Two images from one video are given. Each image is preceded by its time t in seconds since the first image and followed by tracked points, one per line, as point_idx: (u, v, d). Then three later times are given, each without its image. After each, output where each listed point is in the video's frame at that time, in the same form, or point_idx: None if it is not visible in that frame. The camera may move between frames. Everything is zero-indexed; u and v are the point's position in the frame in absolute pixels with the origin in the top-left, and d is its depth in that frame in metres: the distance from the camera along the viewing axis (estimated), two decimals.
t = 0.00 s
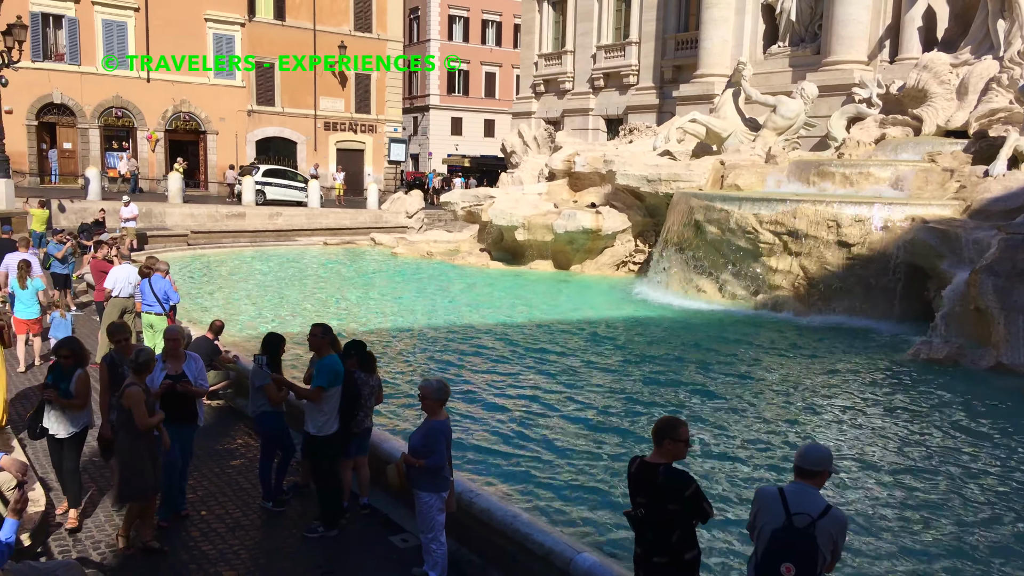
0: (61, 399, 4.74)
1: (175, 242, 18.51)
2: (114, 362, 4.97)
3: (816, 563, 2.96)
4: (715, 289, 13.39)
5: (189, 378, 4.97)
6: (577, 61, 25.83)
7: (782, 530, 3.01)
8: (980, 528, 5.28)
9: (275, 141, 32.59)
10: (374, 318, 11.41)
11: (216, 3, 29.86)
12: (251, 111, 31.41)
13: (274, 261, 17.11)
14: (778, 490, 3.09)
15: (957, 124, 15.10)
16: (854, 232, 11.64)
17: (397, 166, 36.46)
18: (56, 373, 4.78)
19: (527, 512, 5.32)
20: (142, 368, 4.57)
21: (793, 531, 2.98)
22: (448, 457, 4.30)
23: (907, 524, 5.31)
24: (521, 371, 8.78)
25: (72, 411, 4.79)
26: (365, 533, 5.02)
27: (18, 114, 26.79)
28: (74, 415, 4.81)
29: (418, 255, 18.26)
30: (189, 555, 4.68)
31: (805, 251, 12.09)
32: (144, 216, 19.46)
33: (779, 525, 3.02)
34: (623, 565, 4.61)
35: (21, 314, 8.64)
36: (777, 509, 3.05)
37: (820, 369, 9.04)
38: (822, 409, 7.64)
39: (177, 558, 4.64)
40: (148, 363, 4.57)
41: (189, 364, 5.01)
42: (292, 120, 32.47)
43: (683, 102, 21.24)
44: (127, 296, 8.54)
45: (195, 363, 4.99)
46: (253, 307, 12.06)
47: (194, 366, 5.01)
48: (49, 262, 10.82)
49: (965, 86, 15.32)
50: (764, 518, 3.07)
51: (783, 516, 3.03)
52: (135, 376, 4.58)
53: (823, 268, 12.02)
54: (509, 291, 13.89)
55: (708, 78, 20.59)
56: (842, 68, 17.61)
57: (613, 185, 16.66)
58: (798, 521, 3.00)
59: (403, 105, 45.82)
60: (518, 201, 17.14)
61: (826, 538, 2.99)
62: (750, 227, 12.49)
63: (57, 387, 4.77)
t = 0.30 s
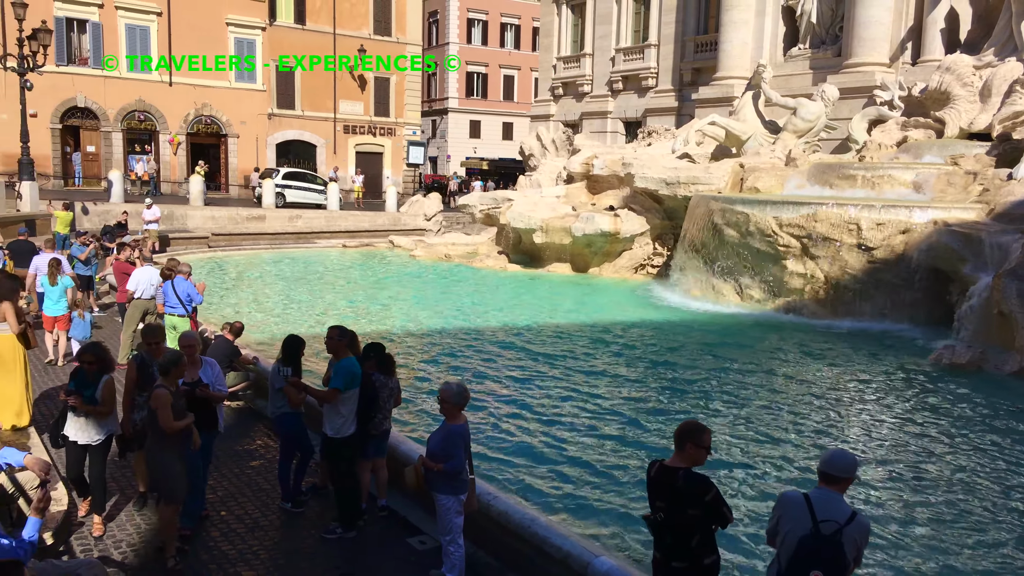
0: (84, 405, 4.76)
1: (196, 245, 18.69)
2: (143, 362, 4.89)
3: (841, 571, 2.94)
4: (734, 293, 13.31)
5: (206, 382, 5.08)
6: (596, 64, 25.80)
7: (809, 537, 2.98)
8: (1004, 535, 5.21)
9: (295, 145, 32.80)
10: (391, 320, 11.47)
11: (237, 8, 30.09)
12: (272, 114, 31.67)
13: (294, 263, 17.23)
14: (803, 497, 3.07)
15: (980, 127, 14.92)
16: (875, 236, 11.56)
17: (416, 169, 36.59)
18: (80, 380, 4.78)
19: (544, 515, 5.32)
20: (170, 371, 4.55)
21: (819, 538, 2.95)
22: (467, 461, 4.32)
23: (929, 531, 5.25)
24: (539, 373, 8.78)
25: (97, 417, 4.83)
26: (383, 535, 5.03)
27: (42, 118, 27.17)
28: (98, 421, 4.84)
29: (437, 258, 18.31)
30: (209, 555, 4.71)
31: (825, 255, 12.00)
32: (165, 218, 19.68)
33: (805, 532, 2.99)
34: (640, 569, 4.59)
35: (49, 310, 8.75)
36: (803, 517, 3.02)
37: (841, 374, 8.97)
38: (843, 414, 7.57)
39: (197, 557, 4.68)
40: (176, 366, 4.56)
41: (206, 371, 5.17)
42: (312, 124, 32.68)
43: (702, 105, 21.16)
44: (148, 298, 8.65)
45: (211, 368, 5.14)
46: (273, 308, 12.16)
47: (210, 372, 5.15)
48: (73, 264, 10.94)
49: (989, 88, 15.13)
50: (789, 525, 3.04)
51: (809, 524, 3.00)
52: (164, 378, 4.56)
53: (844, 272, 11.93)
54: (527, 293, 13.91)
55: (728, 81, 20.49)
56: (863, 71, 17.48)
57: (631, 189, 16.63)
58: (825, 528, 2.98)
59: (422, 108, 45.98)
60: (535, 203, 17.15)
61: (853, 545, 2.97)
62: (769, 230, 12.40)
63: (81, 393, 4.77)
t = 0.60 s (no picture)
0: (102, 415, 4.65)
1: (210, 247, 18.80)
2: (165, 364, 4.90)
3: None
4: (748, 297, 13.25)
5: (216, 387, 5.04)
6: (609, 67, 25.78)
7: (828, 544, 2.95)
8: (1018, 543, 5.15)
9: (309, 148, 32.94)
10: (403, 323, 11.49)
11: (252, 12, 30.28)
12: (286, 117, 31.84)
13: (307, 266, 17.31)
14: (821, 503, 3.04)
15: (997, 131, 14.79)
16: (889, 240, 11.49)
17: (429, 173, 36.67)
18: (93, 389, 4.67)
19: (556, 519, 5.31)
20: (193, 387, 4.40)
21: (838, 543, 2.93)
22: (479, 465, 4.31)
23: (943, 538, 5.19)
24: (551, 377, 8.78)
25: (115, 425, 4.75)
26: (394, 537, 5.03)
27: (58, 121, 27.40)
28: (116, 428, 4.77)
29: (449, 260, 18.34)
30: (222, 556, 4.73)
31: (839, 259, 11.95)
32: (180, 221, 19.79)
33: (824, 539, 2.96)
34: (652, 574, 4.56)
35: (69, 310, 8.83)
36: (821, 523, 2.99)
37: (854, 379, 8.90)
38: (858, 419, 7.51)
39: (210, 558, 4.69)
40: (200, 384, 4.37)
41: (215, 372, 5.12)
42: (325, 127, 32.83)
43: (716, 108, 21.10)
44: (163, 301, 8.71)
45: (221, 371, 5.08)
46: (286, 311, 12.21)
47: (219, 375, 5.09)
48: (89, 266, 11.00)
49: (1006, 92, 14.98)
50: (806, 530, 3.01)
51: (828, 530, 2.97)
52: (185, 394, 4.42)
53: (858, 277, 11.87)
54: (539, 297, 13.91)
55: (741, 84, 20.43)
56: (878, 74, 17.40)
57: (644, 192, 16.58)
58: (844, 534, 2.95)
59: (435, 112, 46.09)
60: (548, 207, 17.16)
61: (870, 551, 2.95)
62: (783, 234, 12.34)
63: (97, 403, 4.66)
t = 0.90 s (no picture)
0: (118, 425, 4.53)
1: (229, 247, 18.94)
2: (187, 365, 4.89)
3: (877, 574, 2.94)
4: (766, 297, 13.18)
5: (246, 393, 4.92)
6: (626, 68, 25.73)
7: (843, 543, 2.97)
8: None
9: (327, 149, 33.13)
10: (420, 323, 11.52)
11: (271, 14, 30.49)
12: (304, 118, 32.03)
13: (324, 265, 17.40)
14: (836, 502, 3.06)
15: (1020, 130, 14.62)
16: (910, 240, 11.40)
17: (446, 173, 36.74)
18: (107, 397, 4.56)
19: (572, 519, 5.33)
20: (219, 396, 4.36)
21: (854, 542, 2.95)
22: (496, 467, 4.32)
23: (965, 541, 5.13)
24: (568, 377, 8.79)
25: (131, 433, 4.61)
26: (412, 537, 5.05)
27: (80, 122, 27.68)
28: (131, 437, 4.63)
29: (466, 261, 18.37)
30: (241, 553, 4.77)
31: (859, 259, 11.86)
32: (199, 221, 19.95)
33: (840, 538, 2.98)
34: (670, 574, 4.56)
35: (92, 308, 8.98)
36: (836, 522, 3.01)
37: (874, 380, 8.84)
38: (878, 421, 7.46)
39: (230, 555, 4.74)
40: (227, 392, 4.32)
41: (245, 378, 5.01)
42: (343, 128, 32.98)
43: (733, 108, 20.99)
44: (182, 300, 8.78)
45: (251, 376, 4.98)
46: (304, 311, 12.28)
47: (249, 380, 4.99)
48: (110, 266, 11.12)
49: None
50: (821, 530, 3.03)
51: (843, 528, 2.99)
52: (210, 402, 4.38)
53: (878, 277, 11.78)
54: (555, 297, 13.91)
55: (759, 83, 20.33)
56: (898, 73, 17.25)
57: (662, 192, 16.48)
58: (859, 533, 2.97)
59: (452, 112, 46.17)
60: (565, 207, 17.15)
61: (885, 549, 2.98)
62: (802, 234, 12.25)
63: (113, 412, 4.55)
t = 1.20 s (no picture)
0: (128, 435, 4.47)
1: (243, 249, 19.04)
2: (202, 372, 4.90)
3: (874, 570, 3.04)
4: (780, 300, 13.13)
5: (284, 401, 4.92)
6: (640, 70, 25.68)
7: (842, 538, 3.10)
8: None
9: (341, 151, 33.29)
10: (433, 325, 11.54)
11: (285, 16, 30.64)
12: (318, 120, 32.20)
13: (338, 267, 17.45)
14: (837, 500, 3.19)
15: None
16: (926, 243, 11.33)
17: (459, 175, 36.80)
18: (122, 405, 4.52)
19: (586, 520, 5.33)
20: (254, 412, 4.11)
21: (852, 538, 3.07)
22: (510, 469, 4.33)
23: (983, 546, 5.09)
24: (583, 379, 8.78)
25: (147, 442, 4.56)
26: (426, 538, 5.05)
27: (97, 124, 27.88)
28: (144, 446, 4.56)
29: (479, 263, 18.39)
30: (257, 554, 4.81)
31: (875, 262, 11.83)
32: (214, 222, 20.07)
33: (837, 533, 3.11)
34: None
35: (114, 306, 9.20)
36: (834, 518, 3.15)
37: (888, 383, 8.78)
38: (893, 425, 7.40)
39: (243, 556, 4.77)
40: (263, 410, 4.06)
41: (283, 387, 5.02)
42: (356, 130, 33.11)
43: (747, 110, 20.92)
44: (198, 301, 8.83)
45: (288, 385, 4.98)
46: (318, 312, 12.33)
47: (286, 389, 4.99)
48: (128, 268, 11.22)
49: None
50: (821, 526, 3.16)
51: (841, 524, 3.12)
52: (245, 415, 4.15)
53: (894, 280, 11.73)
54: (568, 299, 13.91)
55: (774, 85, 20.25)
56: (915, 75, 17.13)
57: (676, 194, 16.33)
58: (857, 529, 3.09)
59: (465, 114, 46.24)
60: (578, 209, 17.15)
61: (886, 546, 3.06)
62: (817, 237, 12.22)
63: (124, 422, 4.49)
